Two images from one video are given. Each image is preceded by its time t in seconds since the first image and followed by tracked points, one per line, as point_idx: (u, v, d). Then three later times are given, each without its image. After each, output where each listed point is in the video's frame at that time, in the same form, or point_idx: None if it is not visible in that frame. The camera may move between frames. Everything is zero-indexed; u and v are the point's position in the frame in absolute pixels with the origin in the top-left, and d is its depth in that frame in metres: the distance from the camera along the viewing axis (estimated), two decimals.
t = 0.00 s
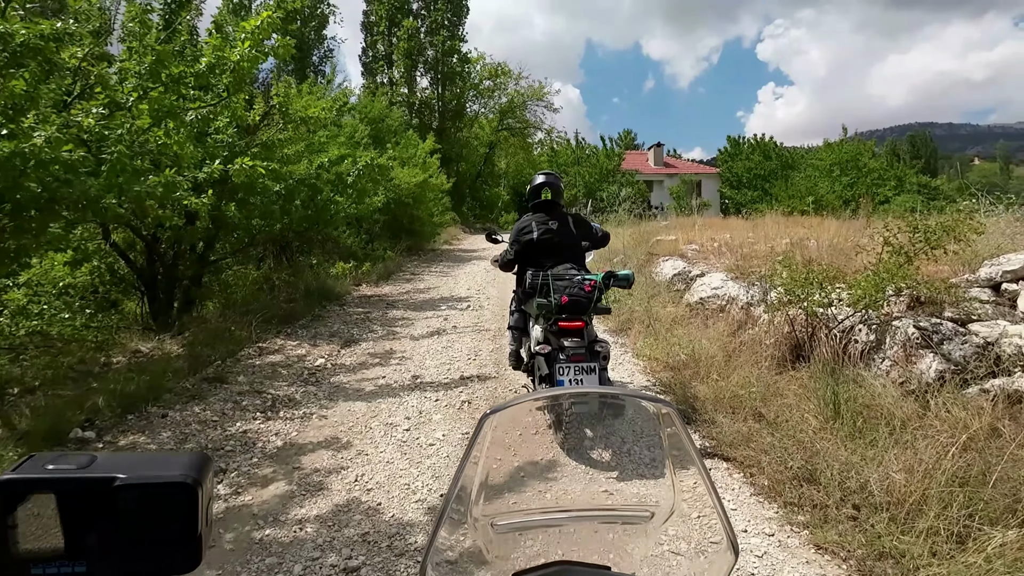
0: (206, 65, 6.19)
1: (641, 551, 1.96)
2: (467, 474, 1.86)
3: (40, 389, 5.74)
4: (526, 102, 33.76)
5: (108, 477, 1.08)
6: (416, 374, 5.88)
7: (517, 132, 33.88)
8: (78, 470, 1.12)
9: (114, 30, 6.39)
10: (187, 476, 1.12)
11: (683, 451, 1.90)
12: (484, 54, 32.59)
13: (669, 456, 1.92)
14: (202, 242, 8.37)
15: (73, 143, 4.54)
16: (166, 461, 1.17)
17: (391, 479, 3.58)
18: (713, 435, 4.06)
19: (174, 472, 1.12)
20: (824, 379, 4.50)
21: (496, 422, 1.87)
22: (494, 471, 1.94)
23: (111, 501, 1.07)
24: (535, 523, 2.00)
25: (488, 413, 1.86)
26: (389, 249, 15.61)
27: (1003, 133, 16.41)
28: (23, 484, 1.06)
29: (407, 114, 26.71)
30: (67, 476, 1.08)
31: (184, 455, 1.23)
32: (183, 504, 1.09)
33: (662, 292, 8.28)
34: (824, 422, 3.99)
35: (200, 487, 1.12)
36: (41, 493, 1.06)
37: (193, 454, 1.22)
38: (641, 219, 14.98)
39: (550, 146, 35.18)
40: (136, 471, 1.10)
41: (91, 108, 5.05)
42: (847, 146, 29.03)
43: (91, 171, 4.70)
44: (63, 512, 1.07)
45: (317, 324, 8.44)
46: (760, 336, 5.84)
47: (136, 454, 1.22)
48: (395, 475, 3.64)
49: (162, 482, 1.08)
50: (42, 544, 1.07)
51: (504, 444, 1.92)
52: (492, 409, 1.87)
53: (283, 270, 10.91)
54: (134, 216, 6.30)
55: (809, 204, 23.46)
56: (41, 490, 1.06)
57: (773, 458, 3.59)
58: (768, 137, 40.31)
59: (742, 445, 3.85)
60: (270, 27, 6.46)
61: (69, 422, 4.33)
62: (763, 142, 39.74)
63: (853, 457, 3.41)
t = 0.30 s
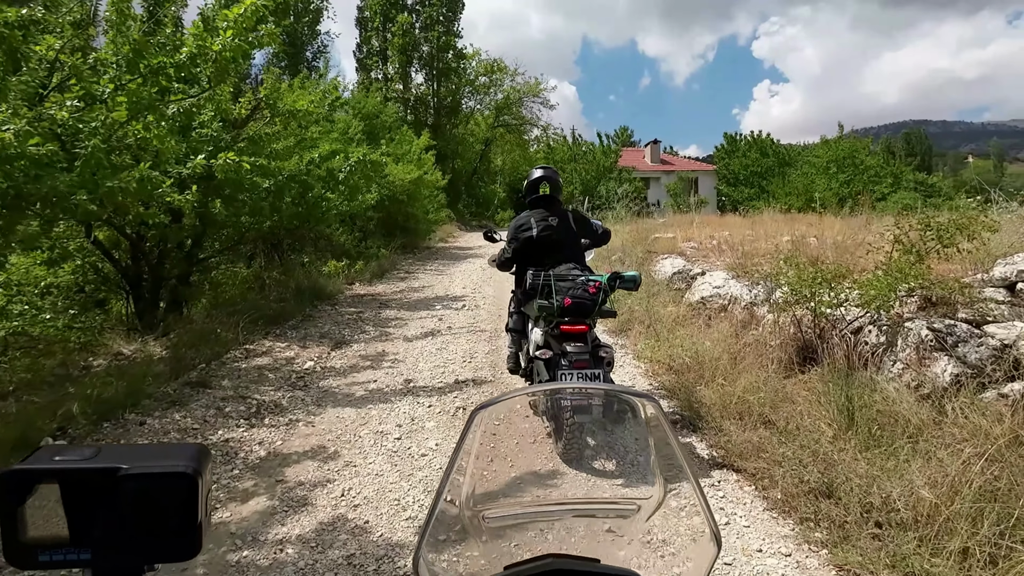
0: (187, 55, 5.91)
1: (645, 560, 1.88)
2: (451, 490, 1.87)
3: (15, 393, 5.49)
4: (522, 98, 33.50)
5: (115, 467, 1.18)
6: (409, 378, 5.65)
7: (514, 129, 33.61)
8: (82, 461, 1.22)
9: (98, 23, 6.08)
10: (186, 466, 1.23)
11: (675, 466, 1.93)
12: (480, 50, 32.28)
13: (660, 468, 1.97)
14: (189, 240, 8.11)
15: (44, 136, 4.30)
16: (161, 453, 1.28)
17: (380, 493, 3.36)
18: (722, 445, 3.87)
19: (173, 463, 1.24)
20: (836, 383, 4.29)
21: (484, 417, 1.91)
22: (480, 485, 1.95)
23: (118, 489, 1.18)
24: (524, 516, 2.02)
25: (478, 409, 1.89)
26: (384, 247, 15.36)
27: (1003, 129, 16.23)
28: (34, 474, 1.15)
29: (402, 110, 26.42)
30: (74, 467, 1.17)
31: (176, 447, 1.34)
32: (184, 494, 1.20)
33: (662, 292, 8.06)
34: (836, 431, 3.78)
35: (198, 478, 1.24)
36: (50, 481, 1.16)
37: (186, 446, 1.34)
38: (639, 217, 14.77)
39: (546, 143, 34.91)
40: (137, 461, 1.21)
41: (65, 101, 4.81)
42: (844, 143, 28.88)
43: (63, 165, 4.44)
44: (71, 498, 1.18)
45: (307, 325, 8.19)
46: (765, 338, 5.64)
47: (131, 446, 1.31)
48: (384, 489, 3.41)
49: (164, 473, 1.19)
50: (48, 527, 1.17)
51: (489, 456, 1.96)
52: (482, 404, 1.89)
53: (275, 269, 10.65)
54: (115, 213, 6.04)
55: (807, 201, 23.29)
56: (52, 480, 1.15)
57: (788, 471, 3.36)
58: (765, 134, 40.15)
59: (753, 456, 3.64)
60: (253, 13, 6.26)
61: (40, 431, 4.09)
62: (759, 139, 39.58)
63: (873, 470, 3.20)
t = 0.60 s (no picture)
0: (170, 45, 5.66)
1: None
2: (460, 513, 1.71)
3: None
4: (520, 94, 33.21)
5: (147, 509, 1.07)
6: (404, 382, 5.41)
7: (511, 125, 33.33)
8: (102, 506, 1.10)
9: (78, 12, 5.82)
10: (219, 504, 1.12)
11: (683, 482, 1.75)
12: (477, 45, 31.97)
13: (667, 484, 1.77)
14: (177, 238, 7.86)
15: (14, 128, 4.04)
16: (191, 492, 1.16)
17: (372, 512, 3.12)
18: (737, 457, 3.64)
19: (206, 501, 1.13)
20: (855, 389, 4.06)
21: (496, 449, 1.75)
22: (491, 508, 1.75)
23: (151, 531, 1.06)
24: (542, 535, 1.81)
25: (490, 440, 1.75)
26: (379, 245, 15.10)
27: (1005, 126, 16.08)
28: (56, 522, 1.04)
29: (398, 106, 26.14)
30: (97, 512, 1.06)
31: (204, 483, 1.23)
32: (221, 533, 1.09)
33: (665, 291, 7.84)
34: (858, 442, 3.55)
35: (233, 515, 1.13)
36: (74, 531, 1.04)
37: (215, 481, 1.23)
38: (638, 214, 14.54)
39: (544, 139, 34.64)
40: (172, 502, 1.11)
41: (39, 92, 4.56)
42: (843, 139, 28.69)
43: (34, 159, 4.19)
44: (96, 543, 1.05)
45: (300, 325, 7.94)
46: (775, 340, 5.42)
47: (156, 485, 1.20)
48: (376, 507, 3.18)
49: (201, 512, 1.09)
50: None
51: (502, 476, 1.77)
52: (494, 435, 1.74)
53: (267, 267, 10.40)
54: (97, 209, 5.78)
55: (806, 198, 23.09)
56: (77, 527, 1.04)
57: (811, 487, 3.14)
58: (763, 131, 39.95)
59: (772, 470, 3.42)
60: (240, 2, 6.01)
61: (11, 441, 3.84)
62: (757, 136, 39.37)
63: (903, 487, 2.97)
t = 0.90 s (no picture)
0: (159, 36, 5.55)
1: None
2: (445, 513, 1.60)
3: None
4: (518, 90, 33.04)
5: (74, 502, 1.18)
6: (401, 380, 5.31)
7: (509, 121, 33.18)
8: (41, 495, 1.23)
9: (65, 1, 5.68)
10: (160, 496, 1.24)
11: (686, 480, 1.70)
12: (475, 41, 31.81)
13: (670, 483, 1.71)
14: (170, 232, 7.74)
15: None
16: (134, 482, 1.28)
17: (367, 515, 3.02)
18: (742, 457, 3.55)
19: (147, 492, 1.25)
20: (863, 387, 3.97)
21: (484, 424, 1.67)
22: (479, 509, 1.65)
23: (80, 522, 1.18)
24: (535, 528, 1.72)
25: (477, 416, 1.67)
26: (377, 241, 14.97)
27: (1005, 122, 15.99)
28: None
29: (395, 102, 26.00)
30: (35, 500, 1.19)
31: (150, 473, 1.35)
32: (158, 526, 1.21)
33: (666, 287, 7.74)
34: (865, 441, 3.46)
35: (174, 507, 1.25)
36: (8, 520, 1.17)
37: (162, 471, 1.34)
38: (637, 210, 14.43)
39: (542, 136, 34.49)
40: (102, 495, 1.22)
41: (23, 83, 4.43)
42: (841, 136, 28.60)
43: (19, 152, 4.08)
44: (32, 536, 1.17)
45: (295, 322, 7.83)
46: (777, 336, 5.33)
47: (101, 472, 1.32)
48: (371, 509, 3.08)
49: (133, 503, 1.20)
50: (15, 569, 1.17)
51: (490, 472, 1.68)
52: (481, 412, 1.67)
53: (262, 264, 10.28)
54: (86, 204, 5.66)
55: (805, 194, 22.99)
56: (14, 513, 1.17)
57: (822, 489, 3.04)
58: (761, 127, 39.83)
59: (779, 470, 3.33)
60: None
61: None
62: (756, 132, 39.26)
63: (917, 488, 2.87)
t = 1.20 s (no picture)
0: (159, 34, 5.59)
1: None
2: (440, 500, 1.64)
3: None
4: (517, 87, 33.06)
5: (55, 511, 1.19)
6: (400, 376, 5.36)
7: (507, 119, 33.18)
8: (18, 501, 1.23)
9: None
10: (143, 505, 1.25)
11: (679, 476, 1.73)
12: (474, 39, 31.79)
13: (663, 479, 1.75)
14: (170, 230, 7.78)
15: None
16: (116, 489, 1.29)
17: (367, 507, 3.08)
18: (736, 451, 3.62)
19: (129, 500, 1.26)
20: (856, 383, 4.02)
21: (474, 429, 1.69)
22: (475, 500, 1.70)
23: (57, 531, 1.19)
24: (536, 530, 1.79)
25: (465, 423, 1.69)
26: (376, 239, 15.02)
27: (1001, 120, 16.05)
28: None
29: (393, 99, 26.04)
30: (22, 507, 1.20)
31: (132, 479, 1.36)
32: (141, 535, 1.22)
33: (663, 285, 7.79)
34: (856, 435, 3.52)
35: (157, 517, 1.26)
36: None
37: (143, 478, 1.35)
38: (635, 208, 14.48)
39: (540, 133, 34.53)
40: (83, 504, 1.22)
41: (25, 81, 4.45)
42: (839, 133, 28.66)
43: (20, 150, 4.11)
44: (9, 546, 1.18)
45: (294, 319, 7.89)
46: (773, 333, 5.39)
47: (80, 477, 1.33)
48: (371, 502, 3.13)
49: (115, 515, 1.21)
50: None
51: (485, 463, 1.71)
52: (469, 418, 1.70)
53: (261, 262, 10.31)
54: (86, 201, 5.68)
55: (803, 193, 23.05)
56: None
57: (814, 483, 3.10)
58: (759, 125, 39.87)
59: (771, 464, 3.39)
60: None
61: None
62: (754, 130, 39.30)
63: (908, 481, 2.93)
